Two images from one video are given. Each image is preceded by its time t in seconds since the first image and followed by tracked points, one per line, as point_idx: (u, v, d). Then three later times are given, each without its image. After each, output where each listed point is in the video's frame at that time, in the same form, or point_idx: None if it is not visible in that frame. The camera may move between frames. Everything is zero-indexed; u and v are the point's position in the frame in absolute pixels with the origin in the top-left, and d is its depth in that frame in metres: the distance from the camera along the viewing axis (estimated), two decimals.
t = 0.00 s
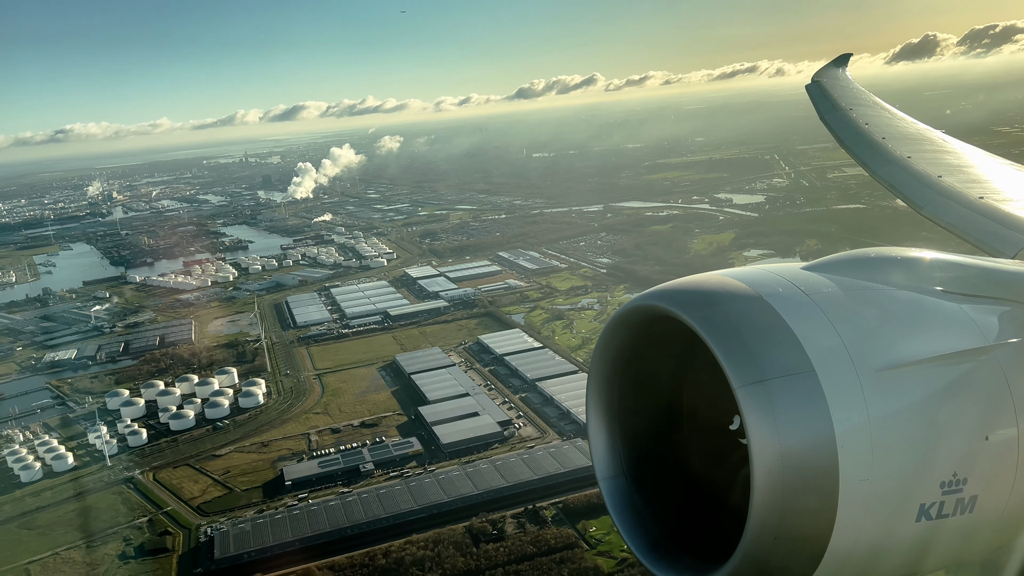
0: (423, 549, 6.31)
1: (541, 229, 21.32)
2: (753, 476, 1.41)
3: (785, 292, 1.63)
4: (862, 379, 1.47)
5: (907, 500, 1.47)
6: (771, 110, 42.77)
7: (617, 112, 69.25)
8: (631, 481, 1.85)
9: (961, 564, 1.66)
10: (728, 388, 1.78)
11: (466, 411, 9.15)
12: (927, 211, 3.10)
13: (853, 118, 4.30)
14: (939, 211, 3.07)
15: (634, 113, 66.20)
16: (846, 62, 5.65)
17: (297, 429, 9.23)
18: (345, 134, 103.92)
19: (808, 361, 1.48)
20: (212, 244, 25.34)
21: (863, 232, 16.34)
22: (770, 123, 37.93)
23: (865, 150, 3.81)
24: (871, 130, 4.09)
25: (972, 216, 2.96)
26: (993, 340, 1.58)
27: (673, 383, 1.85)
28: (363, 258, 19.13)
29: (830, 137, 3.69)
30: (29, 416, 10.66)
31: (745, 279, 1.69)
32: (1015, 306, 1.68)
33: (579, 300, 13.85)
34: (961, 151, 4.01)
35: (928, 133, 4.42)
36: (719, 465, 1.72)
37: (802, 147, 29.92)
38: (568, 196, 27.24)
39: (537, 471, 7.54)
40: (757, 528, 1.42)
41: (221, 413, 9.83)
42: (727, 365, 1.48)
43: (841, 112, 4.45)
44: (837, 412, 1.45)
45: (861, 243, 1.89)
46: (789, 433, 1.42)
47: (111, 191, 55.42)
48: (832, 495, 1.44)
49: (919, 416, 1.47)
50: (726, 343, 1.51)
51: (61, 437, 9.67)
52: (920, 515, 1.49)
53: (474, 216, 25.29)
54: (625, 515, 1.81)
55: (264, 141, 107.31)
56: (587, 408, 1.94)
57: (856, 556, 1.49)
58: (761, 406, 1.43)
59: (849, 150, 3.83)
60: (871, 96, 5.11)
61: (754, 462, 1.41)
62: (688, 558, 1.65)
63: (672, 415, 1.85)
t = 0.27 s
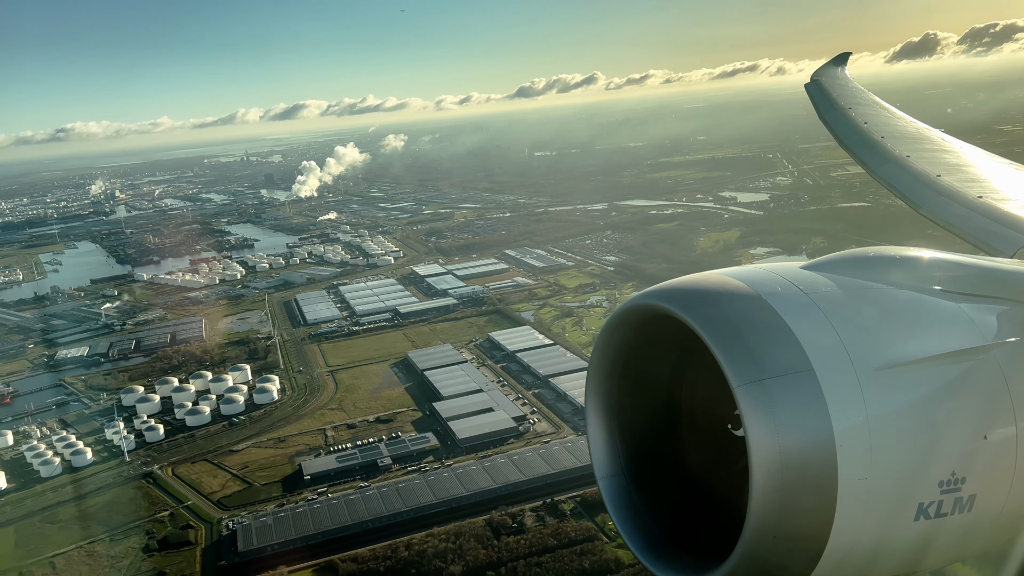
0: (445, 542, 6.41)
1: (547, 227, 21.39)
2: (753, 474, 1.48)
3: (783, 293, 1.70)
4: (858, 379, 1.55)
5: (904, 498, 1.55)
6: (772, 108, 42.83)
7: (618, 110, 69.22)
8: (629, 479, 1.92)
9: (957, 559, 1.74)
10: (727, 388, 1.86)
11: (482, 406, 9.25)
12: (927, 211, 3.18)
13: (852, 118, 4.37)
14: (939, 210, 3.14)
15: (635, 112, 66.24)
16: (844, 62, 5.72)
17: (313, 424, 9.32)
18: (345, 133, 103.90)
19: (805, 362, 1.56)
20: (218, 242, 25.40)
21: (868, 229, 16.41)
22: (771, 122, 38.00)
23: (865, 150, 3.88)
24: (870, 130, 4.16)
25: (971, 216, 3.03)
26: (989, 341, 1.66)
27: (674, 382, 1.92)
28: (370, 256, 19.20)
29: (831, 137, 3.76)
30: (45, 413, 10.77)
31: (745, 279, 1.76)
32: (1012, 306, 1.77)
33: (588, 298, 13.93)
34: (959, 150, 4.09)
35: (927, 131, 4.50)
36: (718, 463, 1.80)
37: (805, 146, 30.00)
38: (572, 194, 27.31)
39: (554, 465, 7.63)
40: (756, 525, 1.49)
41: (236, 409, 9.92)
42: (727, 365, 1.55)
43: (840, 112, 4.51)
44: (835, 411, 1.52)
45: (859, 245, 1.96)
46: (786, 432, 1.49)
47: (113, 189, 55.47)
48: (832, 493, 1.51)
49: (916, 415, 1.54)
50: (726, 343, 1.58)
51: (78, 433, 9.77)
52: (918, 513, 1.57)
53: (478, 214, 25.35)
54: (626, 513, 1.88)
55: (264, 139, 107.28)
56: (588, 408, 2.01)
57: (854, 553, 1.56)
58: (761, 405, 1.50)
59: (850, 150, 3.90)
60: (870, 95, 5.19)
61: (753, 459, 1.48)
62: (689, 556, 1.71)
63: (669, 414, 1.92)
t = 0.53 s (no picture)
0: (466, 535, 6.49)
1: (552, 226, 21.46)
2: (751, 474, 1.48)
3: (782, 292, 1.71)
4: (856, 379, 1.55)
5: (903, 498, 1.56)
6: (774, 107, 42.90)
7: (620, 109, 69.24)
8: (628, 478, 1.94)
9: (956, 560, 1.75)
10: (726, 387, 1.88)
11: (496, 403, 9.34)
12: (925, 210, 3.16)
13: (850, 117, 4.35)
14: (937, 210, 3.12)
15: (635, 110, 66.29)
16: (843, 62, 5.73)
17: (328, 421, 9.40)
18: (345, 132, 103.96)
19: (803, 360, 1.56)
20: (223, 241, 25.50)
21: (874, 228, 16.48)
22: (773, 121, 38.07)
23: (864, 149, 3.88)
24: (868, 129, 4.14)
25: (969, 215, 3.02)
26: (989, 340, 1.67)
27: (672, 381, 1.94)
28: (377, 255, 19.28)
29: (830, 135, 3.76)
30: (61, 410, 10.88)
31: (745, 277, 1.77)
32: (1012, 306, 1.79)
33: (597, 296, 14.01)
34: (959, 150, 4.09)
35: (926, 131, 4.50)
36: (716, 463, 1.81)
37: (807, 144, 30.07)
38: (576, 193, 27.38)
39: (571, 460, 7.71)
40: (755, 525, 1.49)
41: (251, 406, 10.00)
42: (727, 364, 1.56)
43: (838, 112, 4.50)
44: (833, 409, 1.52)
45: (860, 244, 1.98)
46: (785, 432, 1.50)
47: (116, 189, 55.58)
48: (831, 493, 1.52)
49: (916, 414, 1.55)
50: (725, 341, 1.58)
51: (95, 429, 9.87)
52: (917, 513, 1.58)
53: (483, 213, 25.43)
54: (624, 512, 1.89)
55: (265, 138, 107.29)
56: (587, 407, 2.02)
57: (853, 553, 1.57)
58: (759, 405, 1.50)
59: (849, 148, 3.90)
60: (869, 94, 5.18)
61: (751, 460, 1.48)
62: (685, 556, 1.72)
63: (669, 413, 1.94)
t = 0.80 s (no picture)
0: (487, 529, 6.58)
1: (558, 226, 21.54)
2: (751, 473, 1.49)
3: (781, 291, 1.73)
4: (854, 379, 1.57)
5: (902, 498, 1.57)
6: (776, 107, 42.96)
7: (621, 109, 69.29)
8: (628, 478, 1.97)
9: (955, 559, 1.77)
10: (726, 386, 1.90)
11: (510, 400, 9.43)
12: (925, 210, 3.24)
13: (851, 117, 4.42)
14: (937, 210, 3.21)
15: (636, 111, 66.38)
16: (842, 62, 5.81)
17: (345, 418, 9.49)
18: (345, 133, 104.09)
19: (801, 361, 1.57)
20: (230, 241, 25.61)
21: (879, 227, 16.55)
22: (775, 121, 38.16)
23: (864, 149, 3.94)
24: (868, 129, 4.21)
25: (969, 216, 3.09)
26: (989, 340, 1.69)
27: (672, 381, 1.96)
28: (384, 255, 19.37)
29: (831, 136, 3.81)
30: (77, 408, 11.00)
31: (745, 277, 1.79)
32: (1013, 305, 1.80)
33: (606, 295, 14.08)
34: (959, 150, 4.16)
35: (925, 131, 4.57)
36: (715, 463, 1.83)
37: (810, 144, 30.14)
38: (580, 193, 27.46)
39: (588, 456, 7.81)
40: (754, 525, 1.51)
41: (267, 404, 10.08)
42: (727, 364, 1.57)
43: (839, 110, 4.56)
44: (832, 409, 1.54)
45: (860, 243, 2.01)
46: (784, 432, 1.51)
47: (119, 190, 55.73)
48: (831, 493, 1.53)
49: (915, 415, 1.56)
50: (724, 340, 1.60)
51: (112, 428, 9.97)
52: (917, 513, 1.59)
53: (488, 213, 25.52)
54: (624, 511, 1.92)
55: (266, 139, 107.34)
56: (587, 407, 2.05)
57: (853, 553, 1.59)
58: (759, 405, 1.52)
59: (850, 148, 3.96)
60: (869, 94, 5.25)
61: (751, 461, 1.49)
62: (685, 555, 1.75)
63: (670, 412, 1.97)
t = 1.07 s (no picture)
0: (508, 525, 6.65)
1: (564, 226, 21.61)
2: (751, 472, 1.51)
3: (780, 291, 1.76)
4: (851, 379, 1.59)
5: (902, 497, 1.60)
6: (778, 107, 43.01)
7: (623, 110, 69.40)
8: (626, 477, 1.99)
9: (954, 556, 1.81)
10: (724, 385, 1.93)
11: (525, 399, 9.51)
12: (924, 208, 3.27)
13: (851, 117, 4.45)
14: (935, 209, 3.23)
15: (638, 111, 66.47)
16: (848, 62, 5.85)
17: (360, 417, 9.57)
18: (347, 134, 104.24)
19: (799, 361, 1.60)
20: (236, 243, 25.70)
21: (886, 226, 16.62)
22: (778, 121, 38.23)
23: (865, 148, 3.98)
24: (869, 129, 4.23)
25: (968, 214, 3.12)
26: (986, 340, 1.72)
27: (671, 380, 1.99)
28: (391, 256, 19.46)
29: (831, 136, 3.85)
30: (93, 408, 11.09)
31: (745, 276, 1.81)
32: (1010, 306, 1.83)
33: (614, 294, 14.17)
34: (958, 149, 4.20)
35: (926, 130, 4.61)
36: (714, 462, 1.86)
37: (813, 144, 30.21)
38: (585, 194, 27.53)
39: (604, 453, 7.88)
40: (755, 524, 1.53)
41: (282, 403, 10.17)
42: (727, 364, 1.59)
43: (840, 111, 4.59)
44: (830, 409, 1.56)
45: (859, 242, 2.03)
46: (784, 430, 1.53)
47: (122, 192, 55.90)
48: (830, 492, 1.56)
49: (912, 415, 1.59)
50: (724, 340, 1.62)
51: (129, 427, 10.06)
52: (915, 512, 1.62)
53: (493, 214, 25.61)
54: (623, 509, 1.95)
55: (267, 140, 107.44)
56: (586, 406, 2.07)
57: (851, 551, 1.62)
58: (759, 404, 1.54)
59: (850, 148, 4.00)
60: (869, 94, 5.29)
61: (751, 460, 1.51)
62: (683, 553, 1.77)
63: (668, 412, 1.99)
